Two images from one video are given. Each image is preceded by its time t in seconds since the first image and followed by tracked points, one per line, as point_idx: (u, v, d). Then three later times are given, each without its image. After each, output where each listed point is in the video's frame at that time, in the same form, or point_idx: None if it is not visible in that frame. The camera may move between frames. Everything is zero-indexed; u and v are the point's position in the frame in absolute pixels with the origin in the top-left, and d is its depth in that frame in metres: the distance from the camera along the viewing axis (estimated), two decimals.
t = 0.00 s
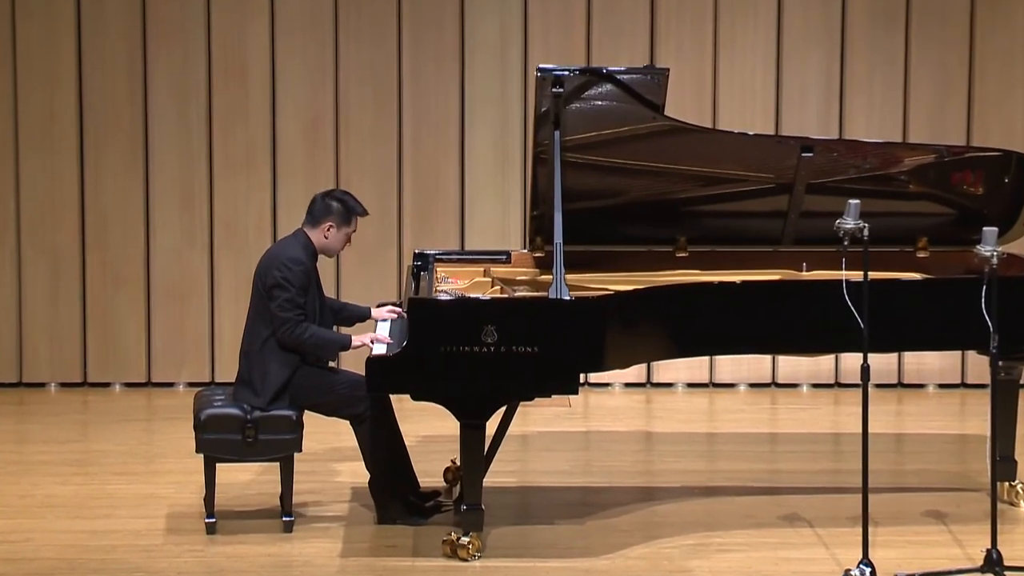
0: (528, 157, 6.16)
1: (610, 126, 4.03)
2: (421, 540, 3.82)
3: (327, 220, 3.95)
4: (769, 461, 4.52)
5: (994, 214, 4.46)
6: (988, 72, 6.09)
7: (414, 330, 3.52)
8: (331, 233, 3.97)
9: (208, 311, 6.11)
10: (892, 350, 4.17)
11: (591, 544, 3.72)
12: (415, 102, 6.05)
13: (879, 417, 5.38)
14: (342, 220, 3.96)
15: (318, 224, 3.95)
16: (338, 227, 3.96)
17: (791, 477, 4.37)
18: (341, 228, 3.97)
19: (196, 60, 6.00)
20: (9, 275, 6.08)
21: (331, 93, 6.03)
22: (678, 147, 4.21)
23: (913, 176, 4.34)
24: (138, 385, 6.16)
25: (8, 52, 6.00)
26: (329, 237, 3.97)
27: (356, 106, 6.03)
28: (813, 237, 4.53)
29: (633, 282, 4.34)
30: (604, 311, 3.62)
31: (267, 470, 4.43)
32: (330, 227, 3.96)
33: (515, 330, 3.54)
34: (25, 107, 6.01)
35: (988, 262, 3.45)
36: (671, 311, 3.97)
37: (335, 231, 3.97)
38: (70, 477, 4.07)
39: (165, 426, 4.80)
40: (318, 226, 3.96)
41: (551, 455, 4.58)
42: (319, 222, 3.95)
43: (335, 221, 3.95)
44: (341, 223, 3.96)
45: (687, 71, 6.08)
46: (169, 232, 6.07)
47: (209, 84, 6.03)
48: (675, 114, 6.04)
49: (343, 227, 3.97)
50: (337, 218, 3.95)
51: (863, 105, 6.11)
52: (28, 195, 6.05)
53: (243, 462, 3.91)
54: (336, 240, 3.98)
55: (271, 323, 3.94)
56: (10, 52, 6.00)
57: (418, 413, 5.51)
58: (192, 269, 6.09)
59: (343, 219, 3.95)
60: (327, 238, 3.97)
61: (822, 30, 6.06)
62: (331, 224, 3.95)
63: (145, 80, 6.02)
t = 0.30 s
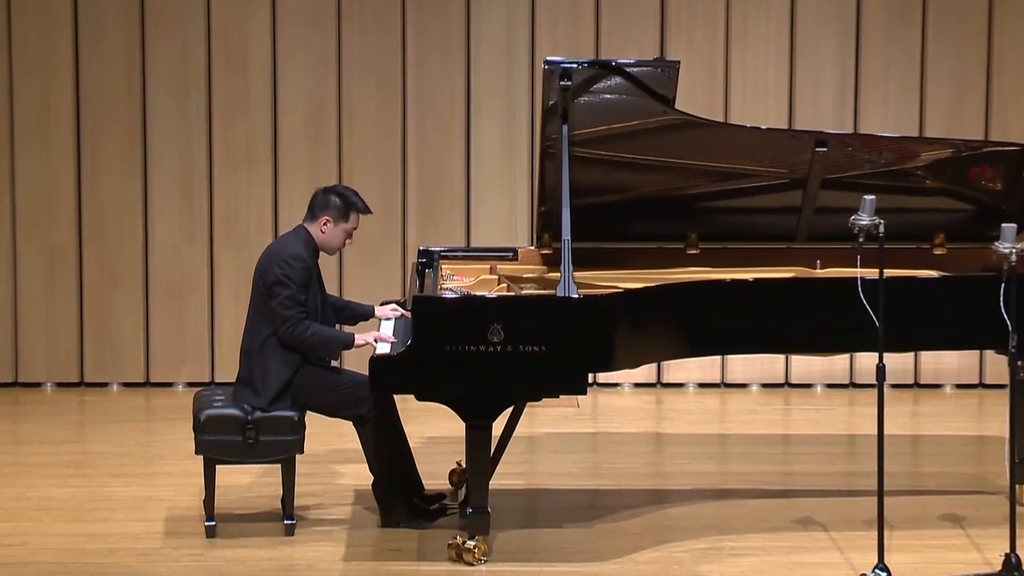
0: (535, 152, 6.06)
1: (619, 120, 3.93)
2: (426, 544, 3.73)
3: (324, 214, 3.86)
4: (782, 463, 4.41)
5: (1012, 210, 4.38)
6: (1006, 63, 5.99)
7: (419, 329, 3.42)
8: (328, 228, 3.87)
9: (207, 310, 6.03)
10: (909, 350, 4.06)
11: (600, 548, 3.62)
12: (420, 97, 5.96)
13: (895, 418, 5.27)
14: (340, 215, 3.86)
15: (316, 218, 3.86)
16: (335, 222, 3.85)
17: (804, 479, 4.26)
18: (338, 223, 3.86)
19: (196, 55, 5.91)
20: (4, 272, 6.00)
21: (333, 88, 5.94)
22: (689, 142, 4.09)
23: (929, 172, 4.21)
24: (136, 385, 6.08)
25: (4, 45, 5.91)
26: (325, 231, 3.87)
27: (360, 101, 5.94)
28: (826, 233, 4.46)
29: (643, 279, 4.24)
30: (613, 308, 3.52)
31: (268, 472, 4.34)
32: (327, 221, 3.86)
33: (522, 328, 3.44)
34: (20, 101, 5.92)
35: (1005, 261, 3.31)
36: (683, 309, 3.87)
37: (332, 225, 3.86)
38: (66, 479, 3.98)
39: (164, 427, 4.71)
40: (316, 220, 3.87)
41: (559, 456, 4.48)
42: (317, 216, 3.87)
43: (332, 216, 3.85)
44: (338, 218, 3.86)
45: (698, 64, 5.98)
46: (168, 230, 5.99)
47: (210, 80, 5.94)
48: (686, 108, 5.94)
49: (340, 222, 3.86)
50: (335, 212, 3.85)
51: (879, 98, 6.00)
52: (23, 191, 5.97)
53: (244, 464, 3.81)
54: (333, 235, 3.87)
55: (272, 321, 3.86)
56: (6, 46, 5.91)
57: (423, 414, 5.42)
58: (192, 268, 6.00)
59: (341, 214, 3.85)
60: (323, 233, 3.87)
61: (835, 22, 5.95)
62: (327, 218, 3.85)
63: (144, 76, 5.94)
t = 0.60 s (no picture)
0: (544, 147, 5.96)
1: (630, 114, 3.84)
2: (432, 548, 3.63)
3: (326, 210, 3.77)
4: (797, 465, 4.31)
5: None
6: None
7: (424, 328, 3.33)
8: (329, 224, 3.78)
9: (208, 308, 5.94)
10: (928, 349, 3.95)
11: (610, 552, 3.52)
12: (426, 91, 5.86)
13: (913, 419, 5.16)
14: (342, 211, 3.77)
15: (317, 213, 3.78)
16: (336, 218, 3.77)
17: (820, 482, 4.15)
18: (340, 219, 3.78)
19: (196, 51, 5.82)
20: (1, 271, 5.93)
21: (338, 82, 5.85)
22: (701, 136, 3.99)
23: (948, 167, 4.11)
24: (136, 384, 6.00)
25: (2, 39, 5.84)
26: (325, 227, 3.78)
27: (365, 95, 5.85)
28: (843, 229, 4.35)
29: (655, 277, 4.13)
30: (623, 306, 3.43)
31: (270, 474, 4.25)
32: (329, 217, 3.77)
33: (531, 327, 3.34)
34: (17, 97, 5.84)
35: None
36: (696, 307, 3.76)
37: (333, 221, 3.78)
38: (64, 481, 3.90)
39: (165, 428, 4.62)
40: (317, 215, 3.79)
41: (569, 458, 4.38)
42: (318, 211, 3.78)
43: (334, 212, 3.77)
44: (340, 214, 3.77)
45: (711, 56, 5.88)
46: (168, 227, 5.90)
47: (211, 76, 5.86)
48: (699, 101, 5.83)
49: (342, 218, 3.78)
50: (337, 208, 3.77)
51: (897, 91, 5.89)
52: (20, 188, 5.89)
53: (246, 465, 3.73)
54: (335, 232, 3.79)
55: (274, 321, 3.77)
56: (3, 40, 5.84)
57: (430, 415, 5.32)
58: (192, 265, 5.92)
59: (343, 211, 3.77)
60: (324, 228, 3.79)
61: (852, 13, 5.84)
62: (329, 213, 3.77)
63: (144, 72, 5.85)
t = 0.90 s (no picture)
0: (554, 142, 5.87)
1: (642, 109, 3.73)
2: (439, 552, 3.54)
3: (332, 206, 3.68)
4: (813, 468, 4.21)
5: None
6: None
7: (431, 328, 3.24)
8: (335, 221, 3.69)
9: (211, 307, 5.86)
10: (947, 349, 3.85)
11: (622, 557, 3.43)
12: (433, 86, 5.78)
13: (932, 421, 5.06)
14: (349, 208, 3.68)
15: (323, 209, 3.69)
16: (342, 215, 3.68)
17: (836, 485, 4.05)
18: (346, 216, 3.68)
19: (198, 47, 5.74)
20: None
21: (343, 77, 5.77)
22: (715, 131, 3.88)
23: (968, 162, 3.99)
24: (136, 385, 5.92)
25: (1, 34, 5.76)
26: (331, 224, 3.69)
27: (370, 90, 5.77)
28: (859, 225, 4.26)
29: (667, 276, 4.04)
30: (635, 305, 3.33)
31: (273, 476, 4.16)
32: (335, 214, 3.68)
33: (540, 327, 3.25)
34: (15, 92, 5.77)
35: None
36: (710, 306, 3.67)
37: (339, 218, 3.69)
38: (63, 484, 3.82)
39: (167, 430, 4.54)
40: (323, 212, 3.69)
41: (579, 460, 4.28)
42: (325, 207, 3.69)
43: (341, 208, 3.67)
44: (347, 210, 3.68)
45: (725, 49, 5.78)
46: (169, 224, 5.82)
47: (213, 71, 5.77)
48: (713, 95, 5.74)
49: (348, 215, 3.68)
50: (343, 205, 3.67)
51: (916, 84, 5.79)
52: (19, 185, 5.81)
53: (250, 468, 3.64)
54: (341, 229, 3.69)
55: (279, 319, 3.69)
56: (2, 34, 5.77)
57: (438, 416, 5.23)
58: (194, 263, 5.84)
59: (349, 207, 3.67)
60: (330, 225, 3.69)
61: (869, 6, 5.74)
62: (335, 210, 3.68)
63: (144, 68, 5.78)
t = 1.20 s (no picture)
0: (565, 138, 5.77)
1: (655, 103, 3.63)
2: (447, 558, 3.44)
3: (340, 203, 3.57)
4: (831, 472, 4.09)
5: None
6: None
7: (438, 328, 3.14)
8: (344, 218, 3.59)
9: (212, 307, 5.77)
10: (968, 350, 3.74)
11: (634, 563, 3.32)
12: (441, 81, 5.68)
13: (953, 423, 4.95)
14: (357, 204, 3.57)
15: (331, 206, 3.58)
16: (351, 212, 3.57)
17: (855, 490, 3.94)
18: (355, 213, 3.58)
19: (199, 43, 5.65)
20: None
21: (348, 72, 5.68)
22: (730, 126, 3.78)
23: (990, 158, 3.88)
24: (136, 386, 5.83)
25: None
26: (340, 221, 3.59)
27: (376, 85, 5.68)
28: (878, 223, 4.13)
29: (681, 275, 3.93)
30: (648, 304, 3.23)
31: (277, 480, 4.06)
32: (344, 210, 3.58)
33: (551, 327, 3.15)
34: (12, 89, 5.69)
35: None
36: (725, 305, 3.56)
37: (348, 215, 3.58)
38: (61, 488, 3.72)
39: (168, 433, 4.44)
40: (331, 208, 3.59)
41: (591, 464, 4.18)
42: (333, 204, 3.58)
43: (349, 205, 3.57)
44: (355, 207, 3.57)
45: (741, 41, 5.68)
46: (170, 222, 5.74)
47: (215, 68, 5.68)
48: (729, 88, 5.64)
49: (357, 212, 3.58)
50: (352, 201, 3.57)
51: (938, 78, 5.68)
52: (16, 184, 5.73)
53: (253, 471, 3.55)
54: (349, 226, 3.59)
55: (287, 318, 3.61)
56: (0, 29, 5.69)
57: (446, 419, 5.13)
58: (196, 262, 5.75)
59: (358, 204, 3.57)
60: (339, 222, 3.59)
61: None
62: (344, 207, 3.57)
63: (145, 65, 5.69)
